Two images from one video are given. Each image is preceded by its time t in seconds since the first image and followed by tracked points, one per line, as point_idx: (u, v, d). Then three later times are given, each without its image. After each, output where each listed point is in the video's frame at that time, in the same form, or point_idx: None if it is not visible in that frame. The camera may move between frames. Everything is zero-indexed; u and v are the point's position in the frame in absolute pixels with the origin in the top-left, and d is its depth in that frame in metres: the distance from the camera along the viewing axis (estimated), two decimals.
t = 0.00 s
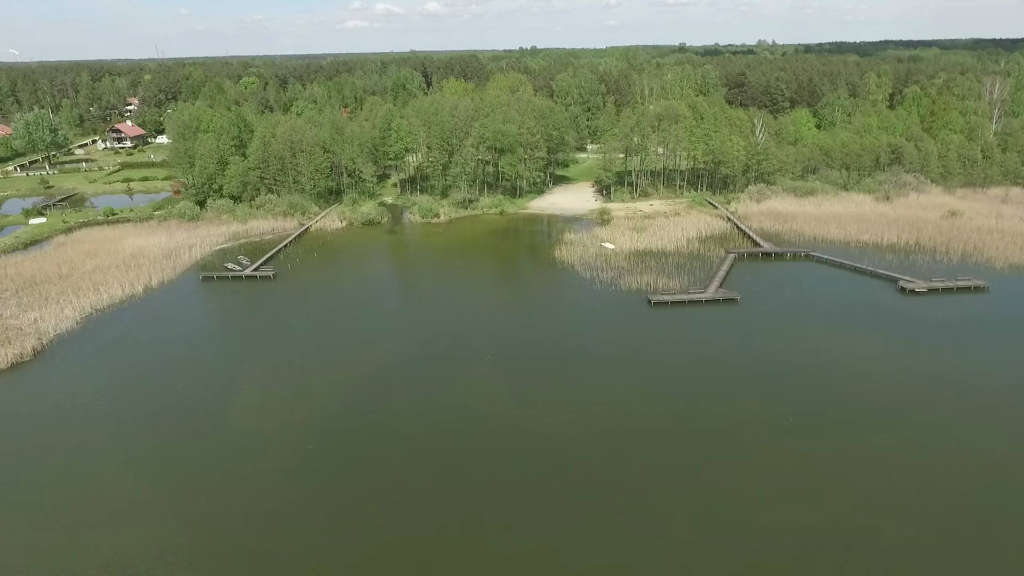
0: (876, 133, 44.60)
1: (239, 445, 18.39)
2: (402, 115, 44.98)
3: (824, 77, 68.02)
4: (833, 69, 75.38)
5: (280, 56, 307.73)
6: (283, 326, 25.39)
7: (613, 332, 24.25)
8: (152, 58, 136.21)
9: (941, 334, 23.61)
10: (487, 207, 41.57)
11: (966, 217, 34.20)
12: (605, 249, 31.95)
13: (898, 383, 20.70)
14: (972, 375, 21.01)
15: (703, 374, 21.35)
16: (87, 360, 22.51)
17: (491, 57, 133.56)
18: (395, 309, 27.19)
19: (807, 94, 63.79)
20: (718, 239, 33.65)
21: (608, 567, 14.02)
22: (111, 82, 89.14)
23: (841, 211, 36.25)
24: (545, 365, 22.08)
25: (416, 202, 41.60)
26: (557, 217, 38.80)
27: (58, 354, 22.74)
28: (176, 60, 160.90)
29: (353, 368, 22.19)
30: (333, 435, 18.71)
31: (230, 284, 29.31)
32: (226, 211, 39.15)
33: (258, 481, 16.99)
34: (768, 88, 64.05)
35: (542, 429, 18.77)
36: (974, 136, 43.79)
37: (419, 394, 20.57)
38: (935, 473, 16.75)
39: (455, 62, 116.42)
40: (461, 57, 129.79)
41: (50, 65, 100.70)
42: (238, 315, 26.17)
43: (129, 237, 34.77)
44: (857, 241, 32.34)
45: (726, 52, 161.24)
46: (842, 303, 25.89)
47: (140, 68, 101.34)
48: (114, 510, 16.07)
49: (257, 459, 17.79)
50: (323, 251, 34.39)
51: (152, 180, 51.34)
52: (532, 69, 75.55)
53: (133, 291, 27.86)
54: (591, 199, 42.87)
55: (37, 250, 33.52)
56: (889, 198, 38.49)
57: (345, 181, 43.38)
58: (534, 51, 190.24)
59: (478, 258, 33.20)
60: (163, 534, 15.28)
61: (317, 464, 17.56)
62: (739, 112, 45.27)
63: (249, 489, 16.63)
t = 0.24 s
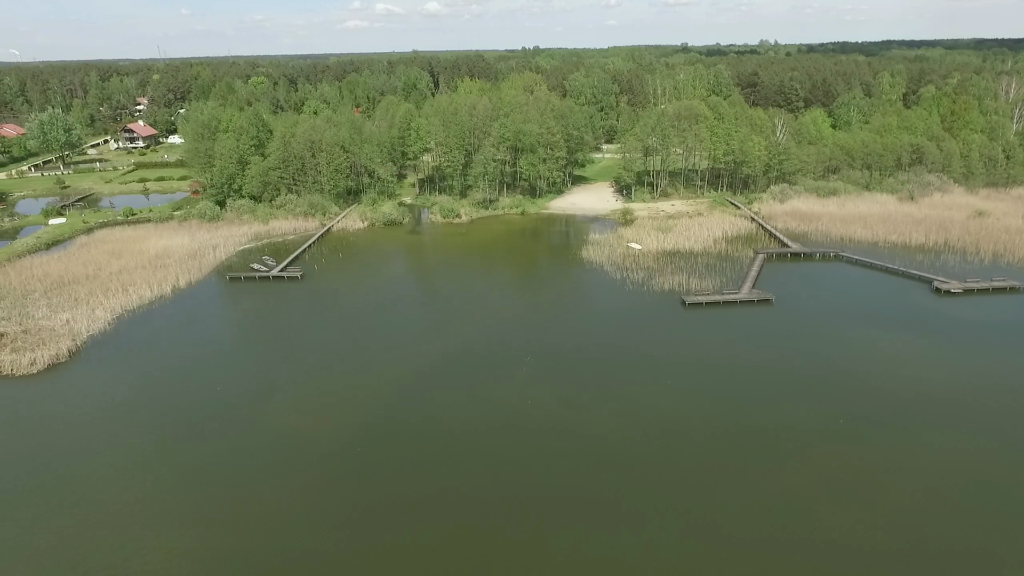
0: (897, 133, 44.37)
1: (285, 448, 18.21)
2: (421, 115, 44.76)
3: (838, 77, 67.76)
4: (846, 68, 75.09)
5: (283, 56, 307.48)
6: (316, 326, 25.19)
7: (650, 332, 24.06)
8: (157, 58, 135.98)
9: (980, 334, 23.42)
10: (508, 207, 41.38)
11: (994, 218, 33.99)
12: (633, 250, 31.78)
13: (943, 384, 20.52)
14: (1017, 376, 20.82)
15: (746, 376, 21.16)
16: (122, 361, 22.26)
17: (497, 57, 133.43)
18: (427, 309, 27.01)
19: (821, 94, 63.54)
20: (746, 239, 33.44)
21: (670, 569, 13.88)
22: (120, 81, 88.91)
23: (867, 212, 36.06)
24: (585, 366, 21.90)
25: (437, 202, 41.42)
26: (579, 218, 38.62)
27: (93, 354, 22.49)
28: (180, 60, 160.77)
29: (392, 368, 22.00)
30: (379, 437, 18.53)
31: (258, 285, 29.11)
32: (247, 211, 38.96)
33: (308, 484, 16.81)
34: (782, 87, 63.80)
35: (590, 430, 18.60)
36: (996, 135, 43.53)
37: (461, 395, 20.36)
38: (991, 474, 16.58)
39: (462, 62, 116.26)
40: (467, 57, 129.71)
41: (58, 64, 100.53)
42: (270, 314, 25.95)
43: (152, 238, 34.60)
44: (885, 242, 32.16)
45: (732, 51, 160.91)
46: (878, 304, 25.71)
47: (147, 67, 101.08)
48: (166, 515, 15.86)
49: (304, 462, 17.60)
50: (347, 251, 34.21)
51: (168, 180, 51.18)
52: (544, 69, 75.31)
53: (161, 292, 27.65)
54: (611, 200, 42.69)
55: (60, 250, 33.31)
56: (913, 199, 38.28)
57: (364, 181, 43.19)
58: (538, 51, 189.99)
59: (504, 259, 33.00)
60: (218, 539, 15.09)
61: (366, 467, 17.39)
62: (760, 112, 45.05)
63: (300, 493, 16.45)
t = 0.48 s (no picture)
0: (917, 133, 44.18)
1: (329, 450, 18.02)
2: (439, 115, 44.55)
3: (851, 77, 67.55)
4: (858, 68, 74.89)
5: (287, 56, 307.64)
6: (348, 326, 25.02)
7: (686, 333, 23.88)
8: (165, 59, 136.26)
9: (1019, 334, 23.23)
10: (528, 208, 41.18)
11: (1021, 218, 33.80)
12: (660, 250, 31.60)
13: (986, 384, 20.34)
14: None
15: (788, 377, 20.94)
16: (157, 361, 22.10)
17: (504, 57, 133.34)
18: (457, 310, 26.83)
19: (835, 93, 63.36)
20: (772, 240, 33.26)
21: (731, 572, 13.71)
22: (129, 81, 88.78)
23: (891, 212, 35.90)
24: (623, 367, 21.71)
25: (457, 202, 41.25)
26: (601, 218, 38.44)
27: (128, 355, 22.35)
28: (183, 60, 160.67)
29: (430, 368, 21.79)
30: (423, 439, 18.34)
31: (285, 285, 28.94)
32: (267, 211, 38.79)
33: (356, 487, 16.62)
34: (796, 87, 63.61)
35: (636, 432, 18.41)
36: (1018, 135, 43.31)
37: (503, 396, 20.16)
38: None
39: (470, 62, 116.14)
40: (475, 57, 129.67)
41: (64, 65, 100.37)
42: (301, 315, 25.80)
43: (175, 239, 34.45)
44: (913, 242, 31.98)
45: (737, 51, 160.73)
46: (913, 304, 25.51)
47: (154, 66, 100.91)
48: (214, 516, 15.67)
49: (349, 465, 17.40)
50: (371, 252, 34.04)
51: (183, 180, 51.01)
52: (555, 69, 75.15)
53: (189, 293, 27.49)
54: (631, 200, 42.52)
55: (83, 250, 33.17)
56: (936, 199, 38.10)
57: (384, 181, 43.02)
58: (542, 51, 189.92)
59: (530, 260, 32.82)
60: (269, 542, 14.89)
61: (413, 469, 17.20)
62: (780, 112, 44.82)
63: (348, 496, 16.27)
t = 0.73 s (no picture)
0: (938, 132, 44.03)
1: (374, 453, 17.83)
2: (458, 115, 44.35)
3: (865, 76, 67.37)
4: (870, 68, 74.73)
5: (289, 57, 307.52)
6: (380, 327, 24.85)
7: (722, 335, 23.69)
8: (171, 59, 136.18)
9: None
10: (548, 208, 41.01)
11: None
12: (688, 251, 31.41)
13: None
14: None
15: (831, 379, 20.78)
16: (192, 362, 21.92)
17: (511, 57, 133.25)
18: (488, 310, 26.65)
19: (850, 93, 63.19)
20: (798, 240, 33.08)
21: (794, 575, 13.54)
22: (137, 81, 88.60)
23: (916, 212, 35.73)
24: (663, 368, 21.54)
25: (477, 203, 41.08)
26: (624, 219, 38.25)
27: (162, 357, 22.18)
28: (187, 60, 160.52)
29: (468, 370, 21.61)
30: (468, 442, 18.16)
31: (313, 286, 28.76)
32: (288, 211, 38.59)
33: (405, 490, 16.42)
34: (810, 86, 63.42)
35: (683, 435, 18.23)
36: None
37: (545, 398, 19.98)
38: None
39: (477, 62, 116.04)
40: (481, 57, 129.56)
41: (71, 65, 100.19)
42: (333, 316, 25.62)
43: (197, 239, 34.26)
44: (941, 243, 31.82)
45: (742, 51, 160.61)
46: (948, 306, 25.34)
47: (162, 66, 100.73)
48: (264, 520, 15.47)
49: (396, 468, 17.22)
50: (395, 252, 33.85)
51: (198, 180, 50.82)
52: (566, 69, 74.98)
53: (218, 293, 27.31)
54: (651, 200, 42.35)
55: (106, 250, 32.99)
56: (960, 199, 37.94)
57: (402, 181, 42.84)
58: (545, 51, 189.90)
59: (556, 261, 32.63)
60: (322, 545, 14.69)
61: (461, 472, 17.01)
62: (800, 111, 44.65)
63: (398, 499, 16.09)
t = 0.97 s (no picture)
0: (958, 132, 43.86)
1: (420, 454, 17.64)
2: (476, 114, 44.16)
3: (877, 76, 67.16)
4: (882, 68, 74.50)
5: (292, 57, 307.30)
6: (413, 328, 24.67)
7: (759, 336, 23.50)
8: (176, 59, 135.99)
9: None
10: (568, 208, 40.80)
11: None
12: (715, 252, 31.24)
13: None
14: None
15: (874, 381, 20.60)
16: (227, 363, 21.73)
17: (516, 57, 133.11)
18: (519, 311, 26.46)
19: (863, 93, 63.01)
20: (825, 241, 32.91)
21: None
22: (146, 81, 88.44)
23: (941, 213, 35.57)
24: (703, 370, 21.36)
25: (497, 203, 40.89)
26: (646, 220, 38.08)
27: (197, 358, 21.99)
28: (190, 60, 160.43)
29: (506, 371, 21.43)
30: (514, 444, 17.97)
31: (340, 286, 28.58)
32: (308, 211, 38.40)
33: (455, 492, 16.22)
34: (823, 86, 63.24)
35: (731, 438, 18.06)
36: None
37: (587, 400, 19.80)
38: None
39: (483, 62, 115.88)
40: (487, 57, 129.40)
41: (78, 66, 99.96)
42: (363, 317, 25.45)
43: (220, 240, 34.09)
44: (969, 243, 31.66)
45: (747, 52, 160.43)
46: (983, 307, 25.19)
47: (169, 67, 100.50)
48: (316, 522, 15.27)
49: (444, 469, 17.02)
50: (420, 252, 33.65)
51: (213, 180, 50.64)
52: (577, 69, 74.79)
53: (246, 294, 27.14)
54: (671, 201, 42.16)
55: (129, 251, 32.81)
56: (983, 199, 37.78)
57: (421, 181, 42.66)
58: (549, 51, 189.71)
59: (581, 262, 32.45)
60: (377, 548, 14.49)
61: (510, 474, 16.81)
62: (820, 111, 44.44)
63: (449, 501, 15.90)
